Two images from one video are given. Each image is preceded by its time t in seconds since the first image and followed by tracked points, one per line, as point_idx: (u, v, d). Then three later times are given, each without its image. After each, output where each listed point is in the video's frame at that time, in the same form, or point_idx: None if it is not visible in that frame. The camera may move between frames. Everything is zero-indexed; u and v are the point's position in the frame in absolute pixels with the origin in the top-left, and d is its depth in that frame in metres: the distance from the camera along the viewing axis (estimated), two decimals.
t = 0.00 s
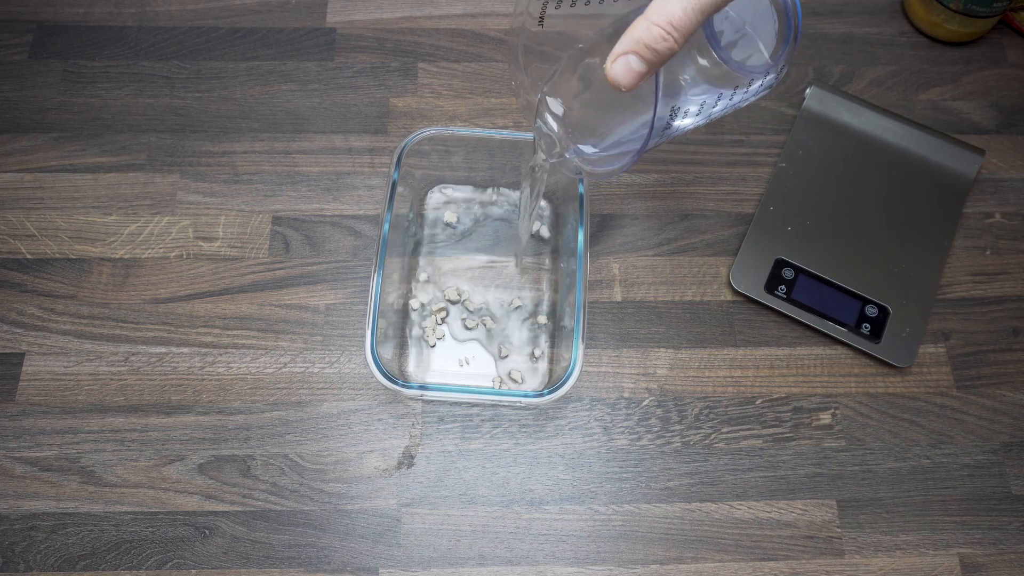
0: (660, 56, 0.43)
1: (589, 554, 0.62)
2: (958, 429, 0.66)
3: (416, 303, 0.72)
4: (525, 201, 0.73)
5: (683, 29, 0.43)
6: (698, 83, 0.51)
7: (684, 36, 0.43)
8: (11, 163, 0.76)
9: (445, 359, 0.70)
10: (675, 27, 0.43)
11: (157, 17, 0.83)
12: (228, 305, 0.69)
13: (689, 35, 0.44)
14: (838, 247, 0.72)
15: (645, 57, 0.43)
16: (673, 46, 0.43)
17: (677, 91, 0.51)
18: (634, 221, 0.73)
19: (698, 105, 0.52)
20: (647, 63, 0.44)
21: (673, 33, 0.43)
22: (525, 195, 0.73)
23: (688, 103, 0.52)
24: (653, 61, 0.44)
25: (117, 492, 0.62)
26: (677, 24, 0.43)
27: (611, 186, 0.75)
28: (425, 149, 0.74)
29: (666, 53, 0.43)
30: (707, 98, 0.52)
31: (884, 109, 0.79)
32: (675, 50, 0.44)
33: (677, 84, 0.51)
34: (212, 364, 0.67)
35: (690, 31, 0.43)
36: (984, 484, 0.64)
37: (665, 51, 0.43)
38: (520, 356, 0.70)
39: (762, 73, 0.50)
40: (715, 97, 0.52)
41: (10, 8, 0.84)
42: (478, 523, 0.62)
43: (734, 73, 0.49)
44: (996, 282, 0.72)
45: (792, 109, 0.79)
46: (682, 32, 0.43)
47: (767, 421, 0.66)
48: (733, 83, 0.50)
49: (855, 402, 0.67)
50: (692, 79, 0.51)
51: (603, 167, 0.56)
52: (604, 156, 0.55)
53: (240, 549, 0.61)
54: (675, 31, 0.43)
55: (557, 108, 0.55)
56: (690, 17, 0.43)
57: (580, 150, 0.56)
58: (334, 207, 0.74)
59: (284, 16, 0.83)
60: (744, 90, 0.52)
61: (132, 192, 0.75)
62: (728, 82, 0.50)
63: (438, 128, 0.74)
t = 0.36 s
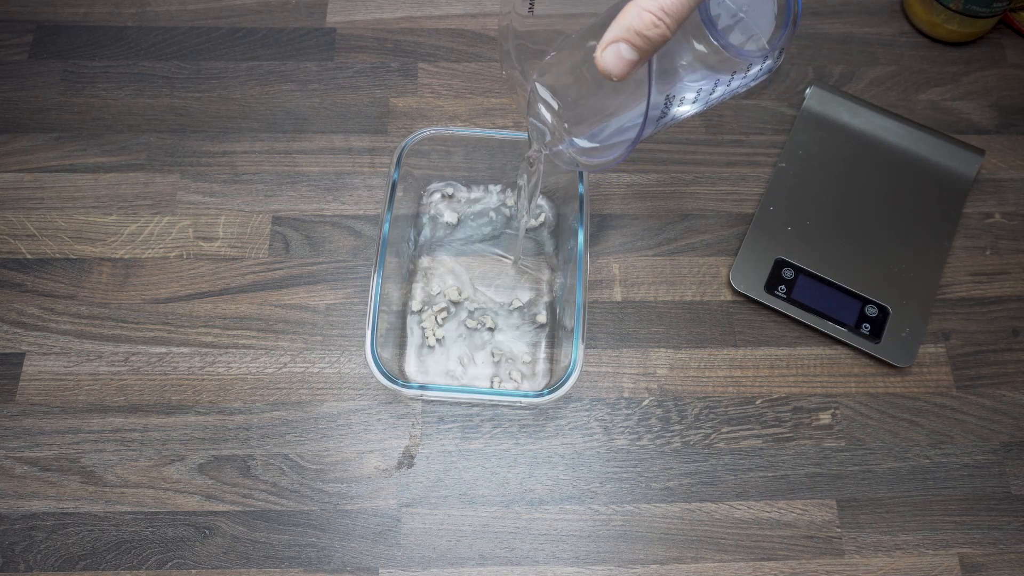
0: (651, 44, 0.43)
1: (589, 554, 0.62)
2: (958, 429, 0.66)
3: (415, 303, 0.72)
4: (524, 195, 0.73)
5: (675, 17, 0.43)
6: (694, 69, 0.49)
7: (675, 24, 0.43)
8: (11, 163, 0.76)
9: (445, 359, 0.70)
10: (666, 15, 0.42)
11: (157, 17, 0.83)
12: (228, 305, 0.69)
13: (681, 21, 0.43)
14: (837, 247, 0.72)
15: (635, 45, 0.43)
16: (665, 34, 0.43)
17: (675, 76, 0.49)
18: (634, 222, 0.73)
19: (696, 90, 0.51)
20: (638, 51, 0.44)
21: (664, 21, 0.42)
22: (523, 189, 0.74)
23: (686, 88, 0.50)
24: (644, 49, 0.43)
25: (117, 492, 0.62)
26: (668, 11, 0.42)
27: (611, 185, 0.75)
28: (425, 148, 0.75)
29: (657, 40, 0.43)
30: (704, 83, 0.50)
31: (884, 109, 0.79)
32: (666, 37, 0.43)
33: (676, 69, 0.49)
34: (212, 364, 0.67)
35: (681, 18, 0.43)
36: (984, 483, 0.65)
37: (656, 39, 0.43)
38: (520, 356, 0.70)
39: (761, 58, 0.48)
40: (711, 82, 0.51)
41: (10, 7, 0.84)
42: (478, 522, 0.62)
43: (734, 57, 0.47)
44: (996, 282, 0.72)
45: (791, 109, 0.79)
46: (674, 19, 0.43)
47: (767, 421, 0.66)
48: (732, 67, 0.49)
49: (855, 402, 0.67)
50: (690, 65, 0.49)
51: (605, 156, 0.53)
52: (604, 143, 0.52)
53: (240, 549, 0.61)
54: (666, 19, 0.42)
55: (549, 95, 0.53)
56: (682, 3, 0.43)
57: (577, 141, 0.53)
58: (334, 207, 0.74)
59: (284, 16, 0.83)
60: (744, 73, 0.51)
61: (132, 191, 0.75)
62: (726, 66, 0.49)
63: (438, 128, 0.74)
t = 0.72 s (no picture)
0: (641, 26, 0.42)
1: (588, 554, 0.62)
2: (958, 429, 0.66)
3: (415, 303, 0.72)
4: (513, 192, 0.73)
5: None
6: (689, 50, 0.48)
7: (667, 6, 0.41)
8: (11, 163, 0.76)
9: (445, 359, 0.70)
10: None
11: (157, 17, 0.83)
12: (228, 305, 0.69)
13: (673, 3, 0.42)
14: (837, 248, 0.72)
15: (625, 26, 0.42)
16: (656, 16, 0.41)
17: (670, 55, 0.48)
18: (634, 221, 0.74)
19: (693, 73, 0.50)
20: (627, 32, 0.42)
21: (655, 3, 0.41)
22: (509, 186, 0.74)
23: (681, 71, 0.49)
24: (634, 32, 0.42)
25: (117, 492, 0.62)
26: None
27: (611, 185, 0.75)
28: (425, 148, 0.74)
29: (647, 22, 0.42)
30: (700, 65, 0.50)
31: (884, 109, 0.79)
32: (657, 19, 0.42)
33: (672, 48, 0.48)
34: (212, 364, 0.67)
35: None
36: (984, 483, 0.65)
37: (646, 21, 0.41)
38: (520, 356, 0.70)
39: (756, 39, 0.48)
40: (708, 64, 0.49)
41: (10, 7, 0.84)
42: (478, 522, 0.62)
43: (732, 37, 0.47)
44: (996, 282, 0.72)
45: (791, 110, 0.79)
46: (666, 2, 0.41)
47: (767, 421, 0.66)
48: (728, 48, 0.48)
49: (855, 402, 0.67)
50: (686, 45, 0.48)
51: (597, 144, 0.52)
52: (597, 130, 0.51)
53: (240, 549, 0.61)
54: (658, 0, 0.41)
55: (537, 81, 0.52)
56: None
57: (566, 129, 0.53)
58: (334, 207, 0.74)
59: (284, 16, 0.83)
60: (744, 55, 0.50)
61: (132, 192, 0.75)
62: (722, 47, 0.48)
63: (438, 128, 0.74)
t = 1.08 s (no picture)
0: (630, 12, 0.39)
1: (588, 554, 0.62)
2: (958, 429, 0.66)
3: (415, 303, 0.72)
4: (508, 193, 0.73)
5: None
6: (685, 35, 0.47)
7: None
8: (11, 163, 0.76)
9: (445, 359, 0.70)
10: None
11: (157, 17, 0.83)
12: (228, 305, 0.69)
13: None
14: (837, 248, 0.72)
15: (612, 10, 0.39)
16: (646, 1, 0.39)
17: (666, 41, 0.47)
18: (634, 221, 0.74)
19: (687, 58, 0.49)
20: (616, 17, 0.39)
21: None
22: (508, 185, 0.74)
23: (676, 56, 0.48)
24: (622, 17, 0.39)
25: (117, 492, 0.62)
26: None
27: (611, 185, 0.75)
28: (426, 149, 0.74)
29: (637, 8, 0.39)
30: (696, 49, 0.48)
31: (884, 109, 0.79)
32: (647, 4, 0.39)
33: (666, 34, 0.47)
34: (212, 364, 0.67)
35: None
36: (984, 483, 0.65)
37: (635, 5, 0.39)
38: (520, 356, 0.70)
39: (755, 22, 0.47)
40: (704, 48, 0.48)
41: (10, 8, 0.84)
42: (478, 522, 0.62)
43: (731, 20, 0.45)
44: (996, 282, 0.72)
45: (791, 110, 0.79)
46: None
47: (767, 421, 0.66)
48: (726, 31, 0.47)
49: (855, 402, 0.67)
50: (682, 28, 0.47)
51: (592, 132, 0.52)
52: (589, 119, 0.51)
53: (240, 549, 0.61)
54: None
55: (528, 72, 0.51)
56: None
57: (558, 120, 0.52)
58: (334, 207, 0.74)
59: (285, 16, 0.83)
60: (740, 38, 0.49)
61: (132, 192, 0.75)
62: (720, 31, 0.47)
63: (438, 128, 0.74)
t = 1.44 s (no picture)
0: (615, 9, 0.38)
1: (588, 554, 0.62)
2: (958, 429, 0.66)
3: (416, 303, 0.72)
4: (506, 193, 0.73)
5: None
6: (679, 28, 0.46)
7: None
8: (11, 163, 0.76)
9: (445, 359, 0.70)
10: None
11: (157, 17, 0.83)
12: (228, 305, 0.69)
13: None
14: (838, 248, 0.72)
15: (598, 7, 0.38)
16: None
17: (658, 35, 0.46)
18: (634, 221, 0.74)
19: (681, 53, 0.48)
20: (601, 14, 0.39)
21: None
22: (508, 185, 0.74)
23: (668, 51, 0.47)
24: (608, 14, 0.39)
25: (117, 492, 0.62)
26: None
27: (611, 185, 0.75)
28: (426, 148, 0.74)
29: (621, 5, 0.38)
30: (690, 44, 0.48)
31: (884, 109, 0.79)
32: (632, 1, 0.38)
33: (659, 26, 0.46)
34: (212, 364, 0.67)
35: None
36: (984, 483, 0.64)
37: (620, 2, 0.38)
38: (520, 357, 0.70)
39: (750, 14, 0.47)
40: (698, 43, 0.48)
41: (10, 7, 0.84)
42: (478, 522, 0.62)
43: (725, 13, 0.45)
44: (996, 282, 0.72)
45: (791, 110, 0.79)
46: None
47: (767, 421, 0.66)
48: (720, 25, 0.46)
49: (855, 402, 0.67)
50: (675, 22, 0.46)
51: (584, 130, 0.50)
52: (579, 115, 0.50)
53: (240, 549, 0.61)
54: None
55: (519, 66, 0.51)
56: None
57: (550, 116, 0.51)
58: (334, 207, 0.74)
59: (285, 16, 0.83)
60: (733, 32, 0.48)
61: (132, 192, 0.75)
62: (714, 23, 0.46)
63: (438, 128, 0.74)
